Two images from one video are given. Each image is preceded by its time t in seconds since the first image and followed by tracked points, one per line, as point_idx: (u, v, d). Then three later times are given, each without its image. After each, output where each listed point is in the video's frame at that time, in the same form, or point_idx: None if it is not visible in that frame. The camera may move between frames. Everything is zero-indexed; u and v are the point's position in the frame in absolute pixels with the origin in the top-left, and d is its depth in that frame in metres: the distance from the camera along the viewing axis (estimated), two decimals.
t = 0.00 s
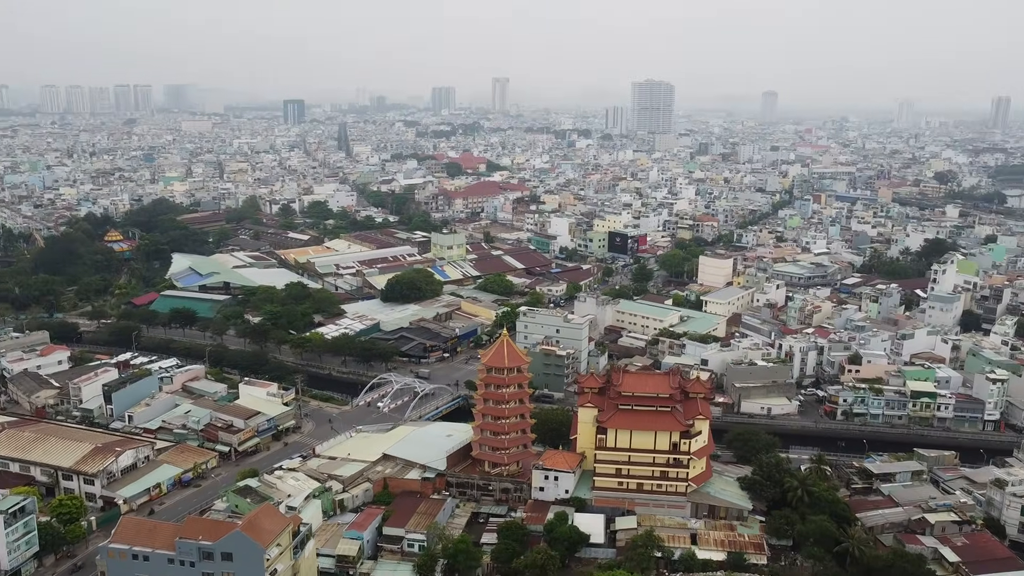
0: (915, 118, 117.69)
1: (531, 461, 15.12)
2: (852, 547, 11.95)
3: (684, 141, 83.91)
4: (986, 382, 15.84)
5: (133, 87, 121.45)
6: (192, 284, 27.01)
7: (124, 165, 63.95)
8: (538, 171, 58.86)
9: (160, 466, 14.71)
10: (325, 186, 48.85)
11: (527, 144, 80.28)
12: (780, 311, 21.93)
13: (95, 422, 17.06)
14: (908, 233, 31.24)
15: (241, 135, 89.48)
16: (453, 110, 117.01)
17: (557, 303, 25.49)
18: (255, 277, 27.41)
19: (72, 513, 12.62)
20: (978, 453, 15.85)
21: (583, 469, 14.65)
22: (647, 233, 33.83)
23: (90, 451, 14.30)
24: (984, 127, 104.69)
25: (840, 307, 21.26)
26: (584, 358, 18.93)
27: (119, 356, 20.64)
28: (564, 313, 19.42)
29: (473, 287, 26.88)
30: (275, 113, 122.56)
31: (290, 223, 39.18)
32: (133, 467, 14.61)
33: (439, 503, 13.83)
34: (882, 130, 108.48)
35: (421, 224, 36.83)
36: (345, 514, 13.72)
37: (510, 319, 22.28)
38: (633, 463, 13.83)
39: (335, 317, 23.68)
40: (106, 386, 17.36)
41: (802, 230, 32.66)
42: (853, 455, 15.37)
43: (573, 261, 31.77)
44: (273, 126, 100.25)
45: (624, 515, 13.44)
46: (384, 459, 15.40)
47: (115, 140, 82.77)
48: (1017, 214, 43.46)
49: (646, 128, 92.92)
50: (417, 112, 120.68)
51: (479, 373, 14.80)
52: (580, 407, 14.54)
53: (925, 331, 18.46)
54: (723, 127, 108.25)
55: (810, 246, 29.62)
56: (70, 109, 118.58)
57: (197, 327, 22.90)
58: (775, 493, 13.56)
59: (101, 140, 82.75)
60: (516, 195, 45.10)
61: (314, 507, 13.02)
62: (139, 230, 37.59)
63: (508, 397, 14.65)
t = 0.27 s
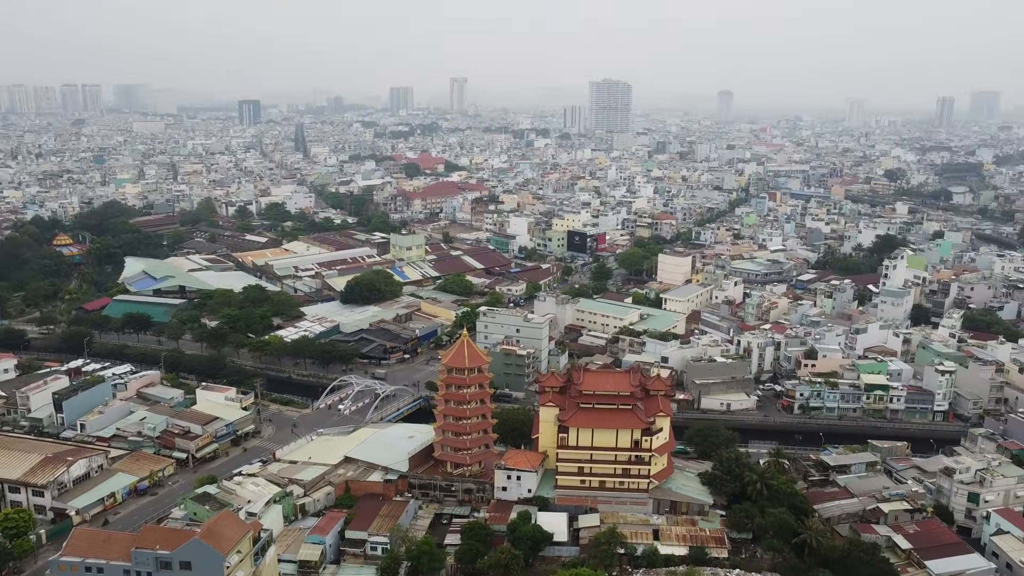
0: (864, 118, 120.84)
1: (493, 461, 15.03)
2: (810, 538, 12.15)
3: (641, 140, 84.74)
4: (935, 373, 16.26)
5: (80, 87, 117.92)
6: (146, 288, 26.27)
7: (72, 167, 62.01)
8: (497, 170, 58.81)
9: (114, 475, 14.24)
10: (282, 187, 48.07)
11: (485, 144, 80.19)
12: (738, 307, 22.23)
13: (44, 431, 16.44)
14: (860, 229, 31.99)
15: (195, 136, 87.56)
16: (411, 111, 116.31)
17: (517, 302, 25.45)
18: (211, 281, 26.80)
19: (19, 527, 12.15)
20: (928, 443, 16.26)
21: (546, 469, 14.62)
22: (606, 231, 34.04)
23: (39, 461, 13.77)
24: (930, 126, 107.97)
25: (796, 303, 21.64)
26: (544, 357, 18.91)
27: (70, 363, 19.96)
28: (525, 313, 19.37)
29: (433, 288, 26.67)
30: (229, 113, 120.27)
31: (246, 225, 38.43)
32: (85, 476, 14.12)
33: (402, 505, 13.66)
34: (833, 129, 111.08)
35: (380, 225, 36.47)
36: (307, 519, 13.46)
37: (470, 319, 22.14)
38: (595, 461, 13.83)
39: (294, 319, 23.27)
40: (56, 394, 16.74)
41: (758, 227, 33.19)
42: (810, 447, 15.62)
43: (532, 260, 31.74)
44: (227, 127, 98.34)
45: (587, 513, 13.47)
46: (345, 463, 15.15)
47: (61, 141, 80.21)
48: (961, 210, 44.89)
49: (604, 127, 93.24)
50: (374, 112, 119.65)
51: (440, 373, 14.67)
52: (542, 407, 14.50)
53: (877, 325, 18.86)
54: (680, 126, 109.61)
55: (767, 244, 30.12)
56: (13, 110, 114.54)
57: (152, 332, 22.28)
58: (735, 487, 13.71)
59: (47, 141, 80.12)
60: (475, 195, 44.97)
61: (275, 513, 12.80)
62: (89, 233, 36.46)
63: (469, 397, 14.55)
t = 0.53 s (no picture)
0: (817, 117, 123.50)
1: (456, 461, 14.98)
2: (769, 530, 12.36)
3: (600, 139, 85.32)
4: (888, 366, 16.65)
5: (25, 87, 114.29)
6: (98, 293, 25.55)
7: (17, 169, 60.02)
8: (455, 170, 58.64)
9: (66, 485, 13.81)
10: (238, 189, 47.22)
11: (444, 144, 79.89)
12: (697, 304, 22.50)
13: None
14: (815, 226, 32.67)
15: (147, 138, 85.52)
16: (370, 111, 115.34)
17: (477, 302, 25.40)
18: (166, 284, 26.19)
19: None
20: (882, 434, 16.64)
21: (508, 468, 14.61)
22: (565, 230, 34.17)
23: None
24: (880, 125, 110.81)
25: (753, 299, 21.97)
26: (505, 357, 18.89)
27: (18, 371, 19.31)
28: (485, 312, 19.33)
29: (393, 289, 26.47)
30: (183, 114, 117.75)
31: (201, 228, 37.67)
32: (35, 488, 13.66)
33: (364, 508, 13.52)
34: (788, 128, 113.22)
35: (338, 226, 36.07)
36: (268, 524, 13.24)
37: (431, 320, 22.01)
38: (557, 459, 13.86)
39: (252, 323, 22.88)
40: (4, 403, 16.16)
41: (716, 225, 33.63)
42: (768, 441, 15.85)
43: (492, 260, 31.68)
44: (180, 128, 96.27)
45: (550, 512, 13.52)
46: (306, 466, 14.93)
47: (6, 143, 77.58)
48: (910, 207, 46.16)
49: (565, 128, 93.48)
50: (332, 112, 118.36)
51: (400, 375, 14.56)
52: (504, 406, 14.48)
53: (831, 320, 19.27)
54: (638, 125, 110.63)
55: (724, 241, 30.56)
56: None
57: (105, 338, 21.68)
58: (696, 482, 13.86)
59: None
60: (433, 195, 44.76)
61: (235, 518, 12.62)
62: (36, 237, 35.32)
63: (430, 397, 14.48)
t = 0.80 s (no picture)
0: (771, 117, 126.01)
1: (418, 462, 14.92)
2: (729, 524, 12.54)
3: (560, 138, 85.70)
4: (842, 360, 17.00)
5: None
6: (47, 299, 24.83)
7: None
8: (415, 171, 58.40)
9: (15, 498, 13.40)
10: (192, 191, 46.34)
11: (403, 144, 79.51)
12: (656, 302, 22.72)
13: None
14: (770, 224, 33.26)
15: (98, 139, 83.37)
16: (328, 111, 114.12)
17: (438, 303, 25.33)
18: (119, 289, 25.57)
19: None
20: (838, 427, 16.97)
21: (471, 468, 14.58)
22: (525, 230, 34.23)
23: None
24: (831, 124, 113.62)
25: (712, 296, 22.26)
26: (467, 357, 18.85)
27: None
28: (446, 313, 19.27)
29: (354, 291, 26.23)
30: (135, 115, 115.16)
31: (155, 232, 36.86)
32: None
33: (326, 512, 13.37)
34: (743, 126, 115.21)
35: (296, 228, 35.65)
36: (227, 532, 13.02)
37: (391, 321, 21.88)
38: (519, 459, 13.88)
39: (209, 327, 22.48)
40: None
41: (674, 223, 34.01)
42: (728, 437, 16.05)
43: (452, 260, 31.57)
44: (133, 129, 94.07)
45: (513, 511, 13.53)
46: (266, 471, 14.71)
47: None
48: (862, 204, 47.32)
49: (522, 126, 93.96)
50: (290, 113, 116.84)
51: (361, 377, 14.46)
52: (465, 406, 14.46)
53: (788, 316, 19.65)
54: (597, 124, 111.37)
55: (683, 239, 30.93)
56: None
57: (55, 345, 21.09)
58: (657, 479, 13.98)
59: None
60: (392, 196, 44.53)
61: (194, 526, 12.43)
62: None
63: (392, 399, 14.40)
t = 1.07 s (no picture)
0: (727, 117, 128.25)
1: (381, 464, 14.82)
2: (691, 519, 12.68)
3: (519, 138, 85.90)
4: (798, 355, 17.32)
5: None
6: None
7: None
8: (374, 172, 58.05)
9: None
10: (145, 193, 45.39)
11: (361, 145, 78.99)
12: (616, 300, 22.91)
13: None
14: (727, 221, 33.78)
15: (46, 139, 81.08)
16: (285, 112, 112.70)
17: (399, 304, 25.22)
18: (70, 294, 24.94)
19: None
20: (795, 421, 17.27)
21: (434, 470, 14.53)
22: (484, 230, 34.24)
23: None
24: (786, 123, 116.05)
25: (670, 295, 22.52)
26: (428, 358, 18.78)
27: None
28: (406, 314, 19.19)
29: (313, 293, 25.95)
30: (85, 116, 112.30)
31: (107, 236, 36.02)
32: None
33: (287, 517, 13.19)
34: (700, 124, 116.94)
35: (254, 231, 35.16)
36: (187, 540, 12.64)
37: (352, 323, 21.71)
38: (482, 459, 13.87)
39: (165, 331, 22.06)
40: None
41: (632, 222, 34.33)
42: (689, 433, 16.21)
43: (411, 261, 31.42)
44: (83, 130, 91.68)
45: (476, 512, 13.53)
46: (225, 477, 14.47)
47: None
48: (816, 201, 48.34)
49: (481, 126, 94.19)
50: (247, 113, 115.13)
51: (322, 380, 14.32)
52: (427, 408, 14.41)
53: (745, 312, 19.97)
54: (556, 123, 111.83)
55: (642, 237, 31.24)
56: None
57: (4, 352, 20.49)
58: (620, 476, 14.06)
59: None
60: (351, 197, 44.21)
61: (150, 536, 12.16)
62: None
63: (352, 401, 14.31)
